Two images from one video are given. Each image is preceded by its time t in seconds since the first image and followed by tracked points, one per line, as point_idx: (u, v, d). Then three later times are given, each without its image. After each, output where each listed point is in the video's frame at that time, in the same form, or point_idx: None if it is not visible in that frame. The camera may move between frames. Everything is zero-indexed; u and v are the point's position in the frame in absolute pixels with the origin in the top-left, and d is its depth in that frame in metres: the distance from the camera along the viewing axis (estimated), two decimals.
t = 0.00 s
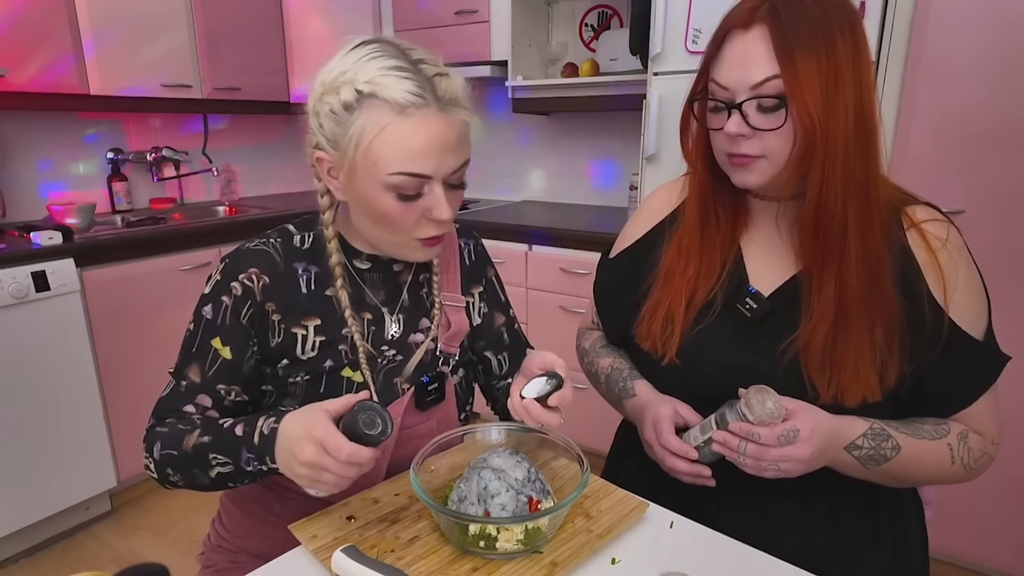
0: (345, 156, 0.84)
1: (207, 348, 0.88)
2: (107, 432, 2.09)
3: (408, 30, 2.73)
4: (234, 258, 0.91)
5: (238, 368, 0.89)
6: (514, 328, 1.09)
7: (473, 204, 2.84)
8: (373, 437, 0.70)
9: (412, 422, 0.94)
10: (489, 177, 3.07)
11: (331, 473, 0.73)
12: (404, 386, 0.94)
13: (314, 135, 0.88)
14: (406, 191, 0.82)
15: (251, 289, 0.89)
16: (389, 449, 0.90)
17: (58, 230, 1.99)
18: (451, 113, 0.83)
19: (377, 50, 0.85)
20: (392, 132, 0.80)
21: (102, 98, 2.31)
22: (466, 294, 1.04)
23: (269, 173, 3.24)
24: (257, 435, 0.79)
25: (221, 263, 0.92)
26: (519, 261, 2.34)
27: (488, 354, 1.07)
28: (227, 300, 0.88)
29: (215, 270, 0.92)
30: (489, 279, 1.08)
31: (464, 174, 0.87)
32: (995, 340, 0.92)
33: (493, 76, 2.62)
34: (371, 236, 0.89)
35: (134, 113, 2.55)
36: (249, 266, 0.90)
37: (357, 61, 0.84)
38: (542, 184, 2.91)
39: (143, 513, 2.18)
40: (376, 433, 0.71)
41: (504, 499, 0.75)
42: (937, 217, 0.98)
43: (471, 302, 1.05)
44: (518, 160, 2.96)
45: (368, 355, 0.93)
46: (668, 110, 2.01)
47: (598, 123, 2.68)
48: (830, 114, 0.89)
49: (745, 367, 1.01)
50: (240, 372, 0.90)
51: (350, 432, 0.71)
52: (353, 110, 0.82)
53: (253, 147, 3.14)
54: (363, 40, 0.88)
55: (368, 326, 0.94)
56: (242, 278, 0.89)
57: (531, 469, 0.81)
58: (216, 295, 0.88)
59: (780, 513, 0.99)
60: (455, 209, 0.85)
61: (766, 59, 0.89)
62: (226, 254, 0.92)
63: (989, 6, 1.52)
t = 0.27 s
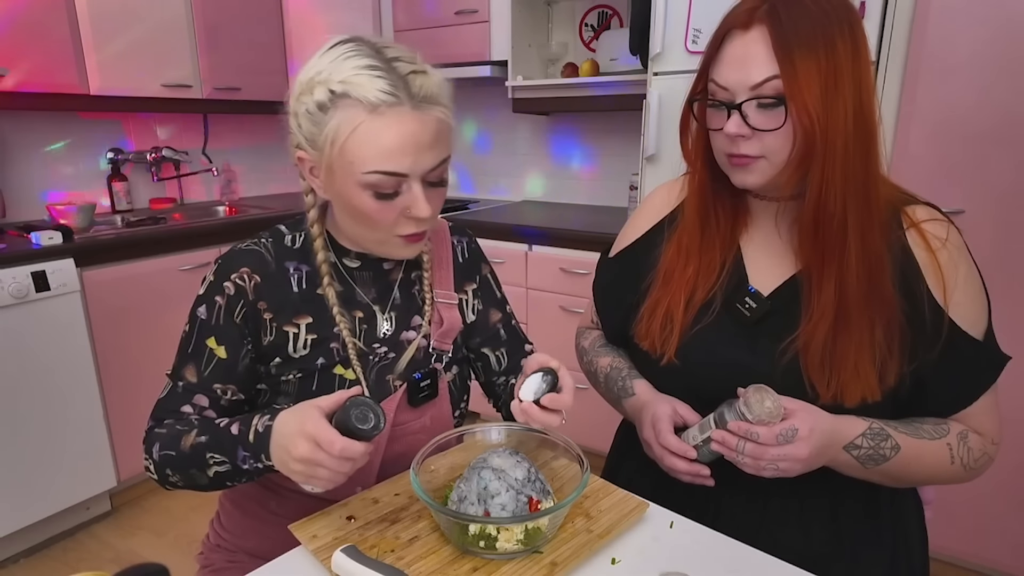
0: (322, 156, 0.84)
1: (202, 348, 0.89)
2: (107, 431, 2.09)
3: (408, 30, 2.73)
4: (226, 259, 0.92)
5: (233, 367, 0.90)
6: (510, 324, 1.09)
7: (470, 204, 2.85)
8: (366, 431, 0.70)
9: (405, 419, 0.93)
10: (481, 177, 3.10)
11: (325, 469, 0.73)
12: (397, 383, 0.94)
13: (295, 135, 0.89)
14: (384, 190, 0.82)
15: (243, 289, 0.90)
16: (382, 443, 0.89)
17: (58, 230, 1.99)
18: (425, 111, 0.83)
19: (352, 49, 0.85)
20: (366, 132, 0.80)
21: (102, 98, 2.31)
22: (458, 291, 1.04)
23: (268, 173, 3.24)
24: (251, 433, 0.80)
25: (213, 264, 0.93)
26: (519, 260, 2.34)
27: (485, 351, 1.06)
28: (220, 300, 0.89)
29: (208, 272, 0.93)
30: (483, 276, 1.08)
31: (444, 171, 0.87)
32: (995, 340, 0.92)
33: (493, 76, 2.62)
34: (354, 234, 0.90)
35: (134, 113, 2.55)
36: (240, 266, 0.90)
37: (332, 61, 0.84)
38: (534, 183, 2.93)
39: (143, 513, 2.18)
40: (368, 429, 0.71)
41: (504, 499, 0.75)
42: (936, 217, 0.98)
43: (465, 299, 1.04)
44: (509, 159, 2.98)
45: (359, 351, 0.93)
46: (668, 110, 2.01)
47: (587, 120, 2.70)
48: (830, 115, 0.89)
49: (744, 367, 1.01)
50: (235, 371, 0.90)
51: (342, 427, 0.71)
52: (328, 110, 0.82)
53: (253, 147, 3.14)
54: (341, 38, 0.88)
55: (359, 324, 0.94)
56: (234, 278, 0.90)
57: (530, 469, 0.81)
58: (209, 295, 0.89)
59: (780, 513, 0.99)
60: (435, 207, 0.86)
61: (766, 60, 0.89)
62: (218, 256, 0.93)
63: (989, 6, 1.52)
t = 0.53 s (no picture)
0: (307, 158, 0.85)
1: (199, 348, 0.89)
2: (107, 431, 2.09)
3: (408, 30, 2.73)
4: (221, 260, 0.92)
5: (230, 366, 0.90)
6: (508, 322, 1.08)
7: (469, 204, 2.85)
8: (357, 430, 0.71)
9: (402, 417, 0.93)
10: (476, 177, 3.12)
11: (318, 466, 0.73)
12: (394, 381, 0.94)
13: (283, 136, 0.89)
14: (368, 191, 0.83)
15: (238, 289, 0.90)
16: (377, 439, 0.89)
17: (58, 230, 1.99)
18: (408, 112, 0.83)
19: (337, 50, 0.86)
20: (348, 133, 0.81)
21: (101, 98, 2.31)
22: (455, 290, 1.03)
23: (268, 173, 3.24)
24: (246, 433, 0.80)
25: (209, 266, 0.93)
26: (519, 260, 2.34)
27: (483, 349, 1.06)
28: (217, 301, 0.89)
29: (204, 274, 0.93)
30: (481, 275, 1.08)
31: (431, 172, 0.87)
32: (994, 339, 0.93)
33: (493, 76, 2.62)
34: (344, 235, 0.91)
35: (134, 113, 2.55)
36: (235, 267, 0.91)
37: (317, 63, 0.85)
38: (529, 182, 2.95)
39: (143, 514, 2.18)
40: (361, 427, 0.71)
41: (504, 499, 0.75)
42: (936, 217, 0.98)
43: (462, 297, 1.04)
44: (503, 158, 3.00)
45: (355, 350, 0.93)
46: (667, 110, 2.01)
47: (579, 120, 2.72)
48: (830, 114, 0.89)
49: (744, 368, 1.01)
50: (232, 371, 0.91)
51: (335, 425, 0.71)
52: (311, 112, 0.83)
53: (252, 147, 3.13)
54: (327, 39, 0.89)
55: (355, 323, 0.94)
56: (229, 278, 0.90)
57: (530, 469, 0.81)
58: (205, 295, 0.90)
59: (779, 513, 0.99)
60: (421, 208, 0.86)
61: (766, 60, 0.89)
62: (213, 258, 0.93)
63: (988, 6, 1.52)
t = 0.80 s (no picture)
0: (303, 158, 0.85)
1: (199, 348, 0.89)
2: (107, 431, 2.09)
3: (408, 30, 2.73)
4: (220, 260, 0.93)
5: (229, 366, 0.90)
6: (507, 320, 1.07)
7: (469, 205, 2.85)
8: (355, 426, 0.70)
9: (402, 416, 0.93)
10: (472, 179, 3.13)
11: (317, 464, 0.72)
12: (393, 380, 0.93)
13: (279, 137, 0.89)
14: (364, 191, 0.83)
15: (237, 289, 0.90)
16: (377, 435, 0.89)
17: (58, 230, 1.99)
18: (402, 112, 0.83)
19: (332, 50, 0.86)
20: (342, 134, 0.81)
21: (102, 98, 2.31)
22: (453, 289, 1.03)
23: (268, 173, 3.23)
24: (245, 431, 0.80)
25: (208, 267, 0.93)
26: (519, 260, 2.34)
27: (483, 347, 1.05)
28: (216, 301, 0.90)
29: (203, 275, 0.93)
30: (480, 273, 1.08)
31: (427, 171, 0.87)
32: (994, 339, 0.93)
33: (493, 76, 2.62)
34: (340, 235, 0.91)
35: (134, 113, 2.55)
36: (234, 267, 0.91)
37: (311, 63, 0.85)
38: (526, 182, 2.96)
39: (143, 514, 2.18)
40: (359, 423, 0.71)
41: (504, 499, 0.75)
42: (936, 217, 0.98)
43: (461, 295, 1.04)
44: (500, 159, 3.01)
45: (353, 349, 0.93)
46: (667, 110, 2.01)
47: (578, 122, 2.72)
48: (832, 116, 0.89)
49: (744, 368, 1.01)
50: (231, 371, 0.91)
51: (333, 421, 0.71)
52: (306, 113, 0.83)
53: (252, 147, 3.13)
54: (322, 40, 0.89)
55: (354, 322, 0.94)
56: (228, 278, 0.90)
57: (530, 469, 0.81)
58: (205, 296, 0.90)
59: (779, 515, 0.99)
60: (417, 208, 0.86)
61: (768, 61, 0.89)
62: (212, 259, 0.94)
63: (989, 5, 1.52)
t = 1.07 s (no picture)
0: (303, 158, 0.85)
1: (198, 348, 0.89)
2: (107, 431, 2.09)
3: (408, 30, 2.73)
4: (220, 260, 0.93)
5: (229, 366, 0.90)
6: (507, 318, 1.08)
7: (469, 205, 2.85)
8: (356, 424, 0.71)
9: (401, 415, 0.93)
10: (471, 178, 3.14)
11: (317, 462, 0.73)
12: (393, 379, 0.93)
13: (279, 137, 0.89)
14: (363, 191, 0.83)
15: (237, 289, 0.90)
16: (376, 434, 0.89)
17: (59, 230, 1.99)
18: (401, 112, 0.83)
19: (331, 50, 0.86)
20: (342, 134, 0.81)
21: (102, 98, 2.31)
22: (453, 288, 1.03)
23: (268, 173, 3.23)
24: (245, 430, 0.80)
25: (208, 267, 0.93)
26: (519, 260, 2.34)
27: (484, 345, 1.05)
28: (215, 301, 0.90)
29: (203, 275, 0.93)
30: (480, 272, 1.08)
31: (426, 171, 0.87)
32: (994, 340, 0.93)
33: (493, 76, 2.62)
34: (340, 234, 0.91)
35: (134, 113, 2.55)
36: (234, 267, 0.91)
37: (311, 64, 0.85)
38: (526, 182, 2.96)
39: (143, 514, 2.18)
40: (359, 422, 0.71)
41: (504, 499, 0.75)
42: (937, 218, 0.98)
43: (461, 294, 1.04)
44: (499, 159, 3.02)
45: (353, 348, 0.93)
46: (667, 110, 2.01)
47: (577, 123, 2.73)
48: (839, 117, 0.88)
49: (745, 368, 1.01)
50: (231, 370, 0.91)
51: (333, 420, 0.71)
52: (306, 113, 0.83)
53: (252, 147, 3.13)
54: (322, 40, 0.89)
55: (353, 322, 0.94)
56: (228, 278, 0.90)
57: (530, 469, 0.80)
58: (205, 295, 0.90)
59: (780, 515, 0.99)
60: (416, 208, 0.86)
61: (776, 63, 0.89)
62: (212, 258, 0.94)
63: (989, 5, 1.52)
